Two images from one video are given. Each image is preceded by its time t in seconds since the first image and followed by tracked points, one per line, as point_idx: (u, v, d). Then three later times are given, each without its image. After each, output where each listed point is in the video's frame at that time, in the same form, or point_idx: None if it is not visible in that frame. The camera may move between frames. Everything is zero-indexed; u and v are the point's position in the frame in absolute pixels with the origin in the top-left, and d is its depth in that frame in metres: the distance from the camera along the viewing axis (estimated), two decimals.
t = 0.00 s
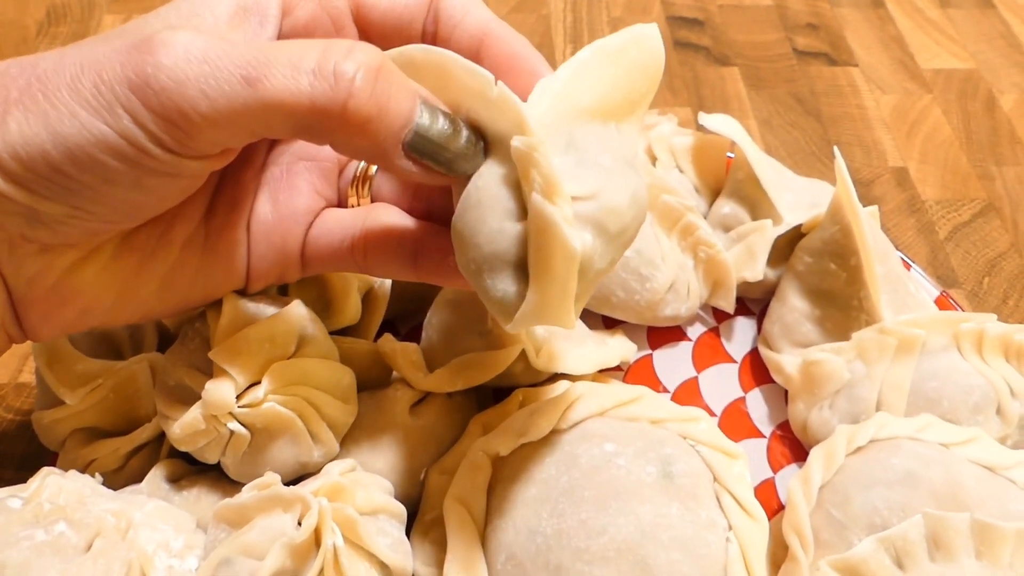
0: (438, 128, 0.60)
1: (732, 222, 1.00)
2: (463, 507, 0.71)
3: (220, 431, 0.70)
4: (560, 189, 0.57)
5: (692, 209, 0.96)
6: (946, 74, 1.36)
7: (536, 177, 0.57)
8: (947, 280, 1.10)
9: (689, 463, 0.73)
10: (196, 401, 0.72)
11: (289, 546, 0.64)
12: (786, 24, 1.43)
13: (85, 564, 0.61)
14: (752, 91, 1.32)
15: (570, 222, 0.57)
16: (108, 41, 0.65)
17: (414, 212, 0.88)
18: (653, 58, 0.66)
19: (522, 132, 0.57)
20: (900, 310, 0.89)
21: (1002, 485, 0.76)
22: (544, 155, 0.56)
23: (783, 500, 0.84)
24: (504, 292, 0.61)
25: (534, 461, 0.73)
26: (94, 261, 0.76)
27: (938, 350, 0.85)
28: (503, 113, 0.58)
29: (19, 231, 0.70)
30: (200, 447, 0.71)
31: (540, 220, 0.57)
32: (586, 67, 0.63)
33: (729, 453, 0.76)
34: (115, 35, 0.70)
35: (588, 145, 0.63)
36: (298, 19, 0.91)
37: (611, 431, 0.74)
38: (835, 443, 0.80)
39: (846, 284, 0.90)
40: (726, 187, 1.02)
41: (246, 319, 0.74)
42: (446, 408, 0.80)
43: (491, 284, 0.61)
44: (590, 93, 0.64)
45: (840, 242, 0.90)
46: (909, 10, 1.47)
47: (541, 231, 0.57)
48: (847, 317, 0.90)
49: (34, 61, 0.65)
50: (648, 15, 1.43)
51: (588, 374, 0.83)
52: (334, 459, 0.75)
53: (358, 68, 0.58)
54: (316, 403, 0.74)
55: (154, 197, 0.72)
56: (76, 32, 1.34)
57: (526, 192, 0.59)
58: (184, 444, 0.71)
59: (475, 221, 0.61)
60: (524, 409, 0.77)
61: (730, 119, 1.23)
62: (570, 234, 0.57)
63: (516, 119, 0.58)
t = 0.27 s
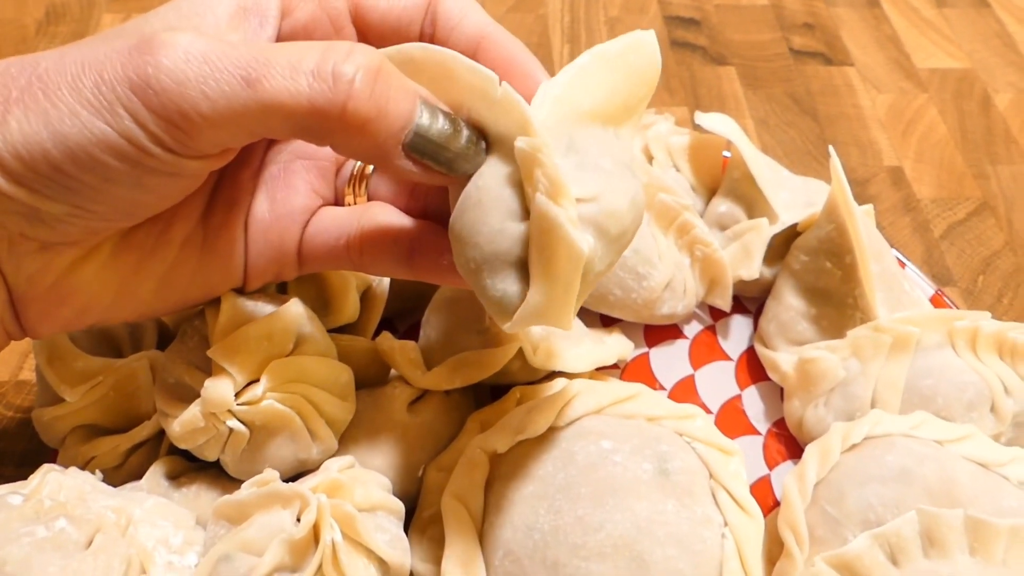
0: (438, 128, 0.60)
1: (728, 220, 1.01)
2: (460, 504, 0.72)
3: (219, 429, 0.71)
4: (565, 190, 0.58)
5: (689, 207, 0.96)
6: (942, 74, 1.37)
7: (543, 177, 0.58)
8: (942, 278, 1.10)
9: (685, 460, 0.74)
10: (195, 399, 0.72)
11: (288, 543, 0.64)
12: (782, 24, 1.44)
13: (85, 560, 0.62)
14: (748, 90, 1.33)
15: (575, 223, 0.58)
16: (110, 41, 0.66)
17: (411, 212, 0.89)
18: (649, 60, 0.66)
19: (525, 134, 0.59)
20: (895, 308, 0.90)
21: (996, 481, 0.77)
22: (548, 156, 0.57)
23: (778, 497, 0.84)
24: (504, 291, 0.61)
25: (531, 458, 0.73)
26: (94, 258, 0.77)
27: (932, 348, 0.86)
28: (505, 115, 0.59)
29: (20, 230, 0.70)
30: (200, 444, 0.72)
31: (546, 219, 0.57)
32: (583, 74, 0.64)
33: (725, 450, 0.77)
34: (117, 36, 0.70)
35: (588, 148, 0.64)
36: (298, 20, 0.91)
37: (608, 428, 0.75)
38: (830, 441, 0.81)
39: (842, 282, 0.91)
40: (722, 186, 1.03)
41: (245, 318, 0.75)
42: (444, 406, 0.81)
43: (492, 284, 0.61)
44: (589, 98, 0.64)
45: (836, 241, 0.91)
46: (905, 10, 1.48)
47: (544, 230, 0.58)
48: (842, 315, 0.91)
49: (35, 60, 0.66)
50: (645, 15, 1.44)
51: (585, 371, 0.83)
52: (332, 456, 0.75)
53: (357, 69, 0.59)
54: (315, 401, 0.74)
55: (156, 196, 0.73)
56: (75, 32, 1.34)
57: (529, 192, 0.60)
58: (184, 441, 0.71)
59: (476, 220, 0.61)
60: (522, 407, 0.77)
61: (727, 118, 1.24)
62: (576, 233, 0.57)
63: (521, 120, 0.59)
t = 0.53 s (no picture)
0: (441, 111, 0.60)
1: (726, 220, 1.01)
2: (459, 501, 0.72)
3: (219, 425, 0.71)
4: (582, 170, 0.59)
5: (687, 206, 0.96)
6: (939, 73, 1.37)
7: (559, 158, 0.58)
8: (939, 277, 1.11)
9: (683, 457, 0.74)
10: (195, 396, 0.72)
11: (287, 539, 0.64)
12: (781, 23, 1.44)
13: (85, 556, 0.62)
14: (746, 90, 1.33)
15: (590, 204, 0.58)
16: (109, 34, 0.66)
17: (407, 207, 0.89)
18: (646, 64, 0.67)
19: (540, 117, 0.60)
20: (892, 307, 0.90)
21: (992, 479, 0.77)
22: (564, 138, 0.59)
23: (776, 494, 0.84)
24: (511, 274, 0.60)
25: (530, 455, 0.73)
26: (95, 254, 0.77)
27: (929, 346, 0.86)
28: (519, 100, 0.60)
29: (21, 225, 0.70)
30: (199, 441, 0.72)
31: (563, 197, 0.57)
32: (586, 75, 0.65)
33: (722, 448, 0.77)
34: (115, 31, 0.71)
35: (595, 137, 0.63)
36: (298, 18, 0.92)
37: (606, 425, 0.75)
38: (827, 439, 0.81)
39: (839, 280, 0.91)
40: (720, 185, 1.03)
41: (245, 314, 0.75)
42: (442, 403, 0.81)
43: (499, 266, 0.60)
44: (594, 95, 0.65)
45: (833, 240, 0.91)
46: (903, 10, 1.48)
47: (556, 210, 0.57)
48: (840, 313, 0.91)
49: (34, 54, 0.66)
50: (644, 15, 1.44)
51: (584, 369, 0.83)
52: (331, 453, 0.76)
53: (358, 56, 0.60)
54: (315, 398, 0.75)
55: (157, 189, 0.73)
56: (74, 30, 1.34)
57: (540, 173, 0.60)
58: (183, 438, 0.72)
59: (483, 203, 0.60)
60: (520, 404, 0.77)
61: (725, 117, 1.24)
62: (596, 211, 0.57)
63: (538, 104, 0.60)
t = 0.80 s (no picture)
0: (439, 110, 0.60)
1: (723, 220, 1.01)
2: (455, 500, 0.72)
3: (215, 424, 0.71)
4: (580, 170, 0.59)
5: (684, 205, 0.96)
6: (937, 74, 1.37)
7: (556, 158, 0.58)
8: (936, 277, 1.11)
9: (679, 457, 0.74)
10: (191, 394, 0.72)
11: (283, 537, 0.64)
12: (779, 23, 1.44)
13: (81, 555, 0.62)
14: (744, 90, 1.33)
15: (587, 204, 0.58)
16: (106, 33, 0.66)
17: (404, 206, 0.89)
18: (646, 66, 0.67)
19: (537, 116, 0.60)
20: (889, 307, 0.90)
21: (988, 479, 0.77)
22: (560, 137, 0.59)
23: (773, 494, 0.84)
24: (508, 273, 0.60)
25: (527, 454, 0.73)
26: (91, 253, 0.76)
27: (926, 346, 0.86)
28: (515, 98, 0.60)
29: (16, 223, 0.70)
30: (195, 439, 0.72)
31: (560, 196, 0.57)
32: (584, 73, 0.65)
33: (719, 447, 0.77)
34: (113, 28, 0.71)
35: (592, 138, 0.63)
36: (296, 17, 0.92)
37: (603, 425, 0.75)
38: (824, 438, 0.81)
39: (836, 280, 0.91)
40: (718, 184, 1.03)
41: (242, 311, 0.75)
42: (439, 402, 0.81)
43: (496, 266, 0.61)
44: (593, 94, 0.65)
45: (831, 239, 0.91)
46: (901, 10, 1.48)
47: (553, 209, 0.58)
48: (837, 312, 0.91)
49: (31, 52, 0.66)
50: (642, 14, 1.44)
51: (581, 368, 0.83)
52: (328, 453, 0.76)
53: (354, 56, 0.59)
54: (311, 397, 0.75)
55: (154, 187, 0.73)
56: (72, 28, 1.34)
57: (537, 173, 0.60)
58: (179, 437, 0.71)
59: (479, 203, 0.60)
60: (517, 403, 0.77)
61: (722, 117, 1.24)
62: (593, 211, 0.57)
63: (535, 103, 0.60)
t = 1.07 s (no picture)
0: (438, 110, 0.60)
1: (721, 219, 1.01)
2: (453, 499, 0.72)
3: (213, 422, 0.71)
4: (578, 170, 0.59)
5: (682, 205, 0.96)
6: (935, 74, 1.37)
7: (555, 157, 0.58)
8: (933, 277, 1.11)
9: (676, 456, 0.74)
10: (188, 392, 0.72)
11: (280, 536, 0.64)
12: (777, 23, 1.44)
13: (77, 554, 0.62)
14: (742, 89, 1.33)
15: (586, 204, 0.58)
16: (106, 31, 0.66)
17: (402, 205, 0.89)
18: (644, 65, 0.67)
19: (536, 116, 0.60)
20: (886, 306, 0.90)
21: (985, 479, 0.77)
22: (559, 137, 0.59)
23: (770, 493, 0.84)
24: (506, 273, 0.60)
25: (524, 453, 0.73)
26: (89, 251, 0.76)
27: (923, 346, 0.86)
28: (514, 99, 0.60)
29: (13, 222, 0.70)
30: (193, 438, 0.72)
31: (559, 196, 0.57)
32: (582, 73, 0.65)
33: (716, 447, 0.77)
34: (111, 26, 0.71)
35: (592, 137, 0.63)
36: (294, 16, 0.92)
37: (600, 424, 0.75)
38: (821, 438, 0.81)
39: (834, 280, 0.91)
40: (715, 184, 1.03)
41: (239, 310, 0.75)
42: (436, 401, 0.81)
43: (494, 265, 0.60)
44: (592, 94, 0.65)
45: (828, 239, 0.91)
46: (898, 10, 1.48)
47: (552, 210, 0.58)
48: (834, 313, 0.91)
49: (30, 51, 0.66)
50: (640, 14, 1.44)
51: (578, 367, 0.83)
52: (325, 452, 0.76)
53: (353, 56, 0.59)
54: (309, 396, 0.75)
55: (152, 186, 0.72)
56: (69, 27, 1.34)
57: (536, 172, 0.60)
58: (177, 435, 0.71)
59: (478, 202, 0.60)
60: (515, 402, 0.77)
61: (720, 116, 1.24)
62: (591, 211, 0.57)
63: (533, 103, 0.60)
